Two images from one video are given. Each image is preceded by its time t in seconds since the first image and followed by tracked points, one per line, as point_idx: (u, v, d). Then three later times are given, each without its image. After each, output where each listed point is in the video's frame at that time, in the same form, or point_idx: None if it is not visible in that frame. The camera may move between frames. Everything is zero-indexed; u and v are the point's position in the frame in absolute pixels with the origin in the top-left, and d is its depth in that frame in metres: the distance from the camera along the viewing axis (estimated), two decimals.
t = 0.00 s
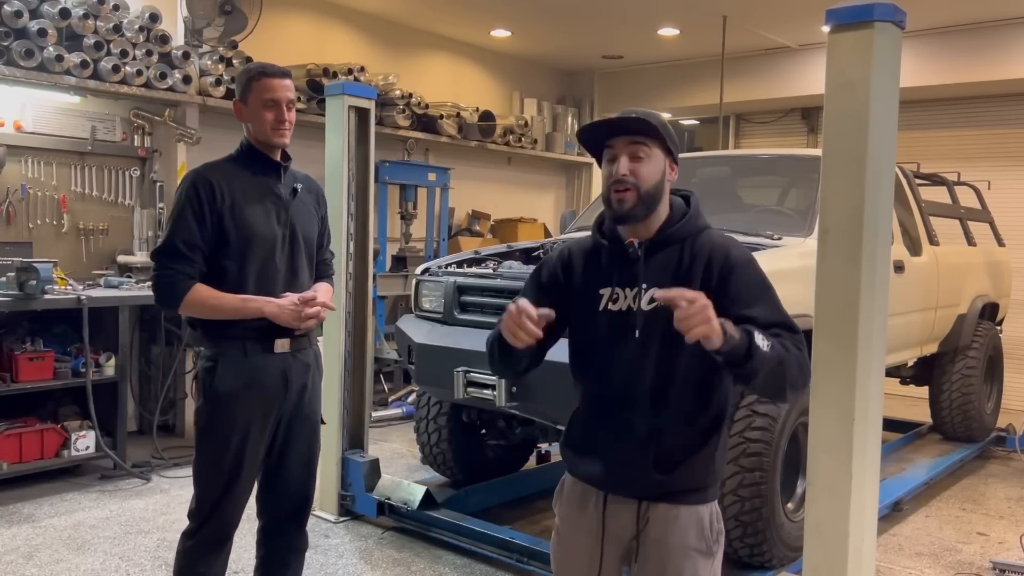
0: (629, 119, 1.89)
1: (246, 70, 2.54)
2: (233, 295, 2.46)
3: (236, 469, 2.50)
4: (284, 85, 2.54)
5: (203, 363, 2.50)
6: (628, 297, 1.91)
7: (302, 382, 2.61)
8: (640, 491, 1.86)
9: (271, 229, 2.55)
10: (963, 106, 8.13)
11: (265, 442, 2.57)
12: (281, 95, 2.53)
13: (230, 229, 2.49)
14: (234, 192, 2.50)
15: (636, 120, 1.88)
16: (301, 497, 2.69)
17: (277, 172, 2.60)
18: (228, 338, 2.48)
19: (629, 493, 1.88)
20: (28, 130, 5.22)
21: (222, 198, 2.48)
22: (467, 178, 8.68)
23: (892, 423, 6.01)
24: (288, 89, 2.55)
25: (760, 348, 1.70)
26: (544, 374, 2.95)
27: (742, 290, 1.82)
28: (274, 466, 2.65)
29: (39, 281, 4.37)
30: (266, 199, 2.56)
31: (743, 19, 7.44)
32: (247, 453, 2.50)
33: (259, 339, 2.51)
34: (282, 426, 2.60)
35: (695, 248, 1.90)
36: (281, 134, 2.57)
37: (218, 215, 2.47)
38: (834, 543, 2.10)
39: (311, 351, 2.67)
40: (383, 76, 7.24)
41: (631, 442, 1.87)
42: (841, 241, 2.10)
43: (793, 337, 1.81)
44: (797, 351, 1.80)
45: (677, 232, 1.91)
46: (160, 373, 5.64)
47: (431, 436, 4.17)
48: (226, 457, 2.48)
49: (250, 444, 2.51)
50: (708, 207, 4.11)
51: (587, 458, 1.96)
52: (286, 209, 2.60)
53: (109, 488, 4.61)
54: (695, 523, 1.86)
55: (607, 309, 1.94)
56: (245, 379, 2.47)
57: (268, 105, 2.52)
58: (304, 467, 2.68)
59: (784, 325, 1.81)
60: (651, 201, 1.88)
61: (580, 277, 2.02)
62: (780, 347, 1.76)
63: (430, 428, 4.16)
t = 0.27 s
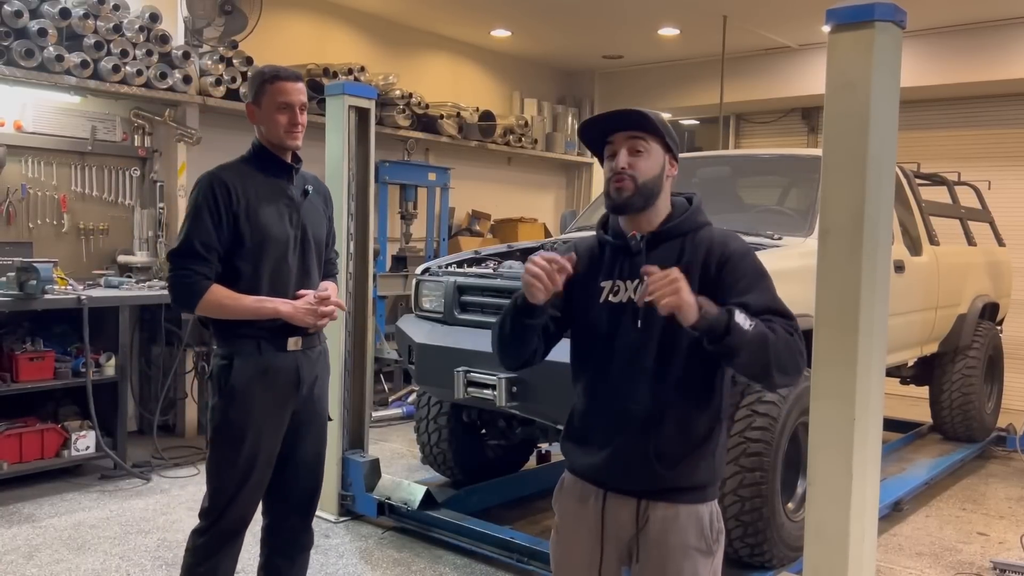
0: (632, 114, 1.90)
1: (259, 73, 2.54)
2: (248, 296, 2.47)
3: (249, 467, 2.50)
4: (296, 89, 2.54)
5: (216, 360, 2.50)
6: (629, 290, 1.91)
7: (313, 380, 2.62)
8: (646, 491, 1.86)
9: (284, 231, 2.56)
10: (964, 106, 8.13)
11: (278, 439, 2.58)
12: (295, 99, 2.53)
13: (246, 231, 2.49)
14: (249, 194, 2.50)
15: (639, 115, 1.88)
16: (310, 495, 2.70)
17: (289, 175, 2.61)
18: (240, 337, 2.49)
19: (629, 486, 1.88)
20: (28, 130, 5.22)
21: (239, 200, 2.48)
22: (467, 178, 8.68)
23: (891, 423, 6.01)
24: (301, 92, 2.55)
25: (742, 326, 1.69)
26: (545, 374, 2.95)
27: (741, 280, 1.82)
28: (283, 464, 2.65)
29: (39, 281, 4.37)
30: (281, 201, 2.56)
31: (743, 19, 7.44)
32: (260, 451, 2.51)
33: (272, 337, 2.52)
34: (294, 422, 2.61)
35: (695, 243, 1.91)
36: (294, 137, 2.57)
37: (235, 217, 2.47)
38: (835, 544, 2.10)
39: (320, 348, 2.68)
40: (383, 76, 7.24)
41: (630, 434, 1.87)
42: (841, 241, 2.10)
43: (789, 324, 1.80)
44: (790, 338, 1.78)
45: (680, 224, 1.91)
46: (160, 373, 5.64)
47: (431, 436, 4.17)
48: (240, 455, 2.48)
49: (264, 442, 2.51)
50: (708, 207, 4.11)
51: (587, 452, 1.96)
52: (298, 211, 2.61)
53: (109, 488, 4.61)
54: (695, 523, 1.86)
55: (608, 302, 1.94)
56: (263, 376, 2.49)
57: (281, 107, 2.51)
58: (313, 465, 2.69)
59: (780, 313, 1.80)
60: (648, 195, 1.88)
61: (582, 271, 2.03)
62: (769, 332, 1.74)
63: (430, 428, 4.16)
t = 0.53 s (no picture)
0: (626, 119, 1.90)
1: (279, 75, 2.52)
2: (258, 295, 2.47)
3: (253, 464, 2.50)
4: (314, 94, 2.53)
5: (222, 358, 2.52)
6: (626, 297, 1.93)
7: (317, 379, 2.62)
8: (650, 487, 1.84)
9: (294, 232, 2.57)
10: (964, 106, 8.13)
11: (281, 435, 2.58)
12: (313, 105, 2.52)
13: (255, 232, 2.50)
14: (261, 195, 2.51)
15: (631, 122, 1.88)
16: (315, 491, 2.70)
17: (302, 177, 2.61)
18: (246, 334, 2.50)
19: (626, 485, 1.87)
20: (29, 130, 5.22)
21: (249, 200, 2.49)
22: (467, 178, 8.69)
23: (891, 423, 6.02)
24: (319, 99, 2.54)
25: (716, 385, 1.78)
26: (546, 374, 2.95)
27: (734, 296, 1.84)
28: (287, 461, 2.65)
29: (39, 281, 4.37)
30: (291, 203, 2.57)
31: (743, 19, 7.44)
32: (264, 447, 2.52)
33: (276, 335, 2.52)
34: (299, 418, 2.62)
35: (691, 246, 1.89)
36: (309, 142, 2.57)
37: (245, 218, 2.48)
38: (834, 544, 2.10)
39: (326, 347, 2.67)
40: (383, 77, 7.24)
41: (626, 437, 1.88)
42: (840, 241, 2.10)
43: (772, 350, 1.85)
44: (771, 369, 1.84)
45: (679, 227, 1.90)
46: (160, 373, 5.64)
47: (431, 436, 4.17)
48: (245, 452, 2.48)
49: (268, 438, 2.52)
50: (708, 207, 4.11)
51: (586, 452, 1.97)
52: (308, 213, 2.61)
53: (109, 487, 4.61)
54: (694, 518, 1.84)
55: (603, 307, 1.96)
56: (269, 374, 2.50)
57: (298, 112, 2.51)
58: (317, 462, 2.69)
59: (765, 335, 1.85)
60: (643, 201, 1.89)
61: (580, 281, 2.07)
62: (746, 369, 1.82)
63: (430, 428, 4.16)
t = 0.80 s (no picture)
0: (618, 133, 1.89)
1: (290, 78, 2.54)
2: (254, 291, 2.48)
3: (245, 461, 2.50)
4: (325, 97, 2.54)
5: (218, 354, 2.53)
6: (624, 295, 1.94)
7: (314, 379, 2.61)
8: (645, 481, 1.85)
9: (295, 233, 2.56)
10: (964, 106, 8.13)
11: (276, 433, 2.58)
12: (323, 106, 2.53)
13: (255, 230, 2.50)
14: (263, 195, 2.51)
15: (623, 136, 1.87)
16: (312, 490, 2.69)
17: (307, 178, 2.61)
18: (241, 330, 2.51)
19: (622, 480, 1.89)
20: (29, 130, 5.22)
21: (250, 199, 2.49)
22: (467, 178, 8.69)
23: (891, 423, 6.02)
24: (329, 100, 2.55)
25: (711, 377, 1.77)
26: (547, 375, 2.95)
27: (728, 293, 1.83)
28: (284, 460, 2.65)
29: (40, 281, 4.38)
30: (294, 204, 2.57)
31: (743, 19, 7.44)
32: (257, 444, 2.52)
33: (272, 334, 2.52)
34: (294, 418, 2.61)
35: (686, 246, 1.89)
36: (318, 143, 2.58)
37: (246, 216, 2.49)
38: (834, 544, 2.10)
39: (325, 347, 2.66)
40: (383, 77, 7.24)
41: (624, 435, 1.89)
42: (841, 242, 2.10)
43: (768, 346, 1.84)
44: (768, 364, 1.83)
45: (674, 225, 1.91)
46: (160, 373, 5.64)
47: (431, 436, 4.17)
48: (237, 449, 2.49)
49: (260, 436, 2.52)
50: (708, 207, 4.12)
51: (584, 447, 1.98)
52: (311, 214, 2.61)
53: (109, 488, 4.61)
54: (692, 510, 1.85)
55: (603, 306, 1.98)
56: (261, 372, 2.50)
57: (308, 113, 2.52)
58: (316, 462, 2.68)
59: (761, 332, 1.84)
60: (641, 212, 1.89)
61: (581, 281, 2.08)
62: (742, 363, 1.81)
63: (430, 428, 4.16)
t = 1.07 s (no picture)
0: (627, 128, 1.91)
1: (293, 78, 2.54)
2: (247, 289, 2.47)
3: (238, 459, 2.50)
4: (326, 99, 2.54)
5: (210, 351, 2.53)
6: (622, 293, 1.94)
7: (308, 377, 2.61)
8: (640, 474, 1.86)
9: (289, 232, 2.56)
10: (964, 106, 8.13)
11: (266, 431, 2.58)
12: (324, 109, 2.54)
13: (249, 228, 2.51)
14: (257, 194, 2.52)
15: (632, 130, 1.90)
16: (308, 489, 2.68)
17: (302, 178, 2.61)
18: (234, 330, 2.51)
19: (616, 474, 1.89)
20: (29, 130, 5.22)
21: (243, 197, 2.50)
22: (467, 178, 8.69)
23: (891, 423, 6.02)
24: (330, 104, 2.55)
25: (706, 380, 1.78)
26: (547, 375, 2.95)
27: (724, 294, 1.84)
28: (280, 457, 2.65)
29: (40, 282, 4.38)
30: (288, 203, 2.56)
31: (743, 19, 7.44)
32: (250, 442, 2.52)
33: (264, 331, 2.52)
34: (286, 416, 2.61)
35: (683, 248, 1.90)
36: (316, 145, 2.58)
37: (239, 213, 2.49)
38: (833, 543, 2.10)
39: (318, 346, 2.66)
40: (383, 77, 7.24)
41: (620, 429, 1.90)
42: (841, 242, 2.10)
43: (762, 346, 1.85)
44: (760, 363, 1.84)
45: (674, 225, 1.92)
46: (160, 373, 5.64)
47: (431, 436, 4.17)
48: (230, 447, 2.49)
49: (253, 434, 2.52)
50: (707, 207, 4.12)
51: (581, 441, 1.99)
52: (305, 214, 2.60)
53: (109, 487, 4.61)
54: (686, 502, 1.85)
55: (602, 303, 1.98)
56: (252, 370, 2.50)
57: (308, 115, 2.52)
58: (312, 461, 2.68)
59: (756, 332, 1.85)
60: (647, 207, 1.90)
61: (581, 280, 2.08)
62: (736, 363, 1.82)
63: (430, 428, 4.16)
